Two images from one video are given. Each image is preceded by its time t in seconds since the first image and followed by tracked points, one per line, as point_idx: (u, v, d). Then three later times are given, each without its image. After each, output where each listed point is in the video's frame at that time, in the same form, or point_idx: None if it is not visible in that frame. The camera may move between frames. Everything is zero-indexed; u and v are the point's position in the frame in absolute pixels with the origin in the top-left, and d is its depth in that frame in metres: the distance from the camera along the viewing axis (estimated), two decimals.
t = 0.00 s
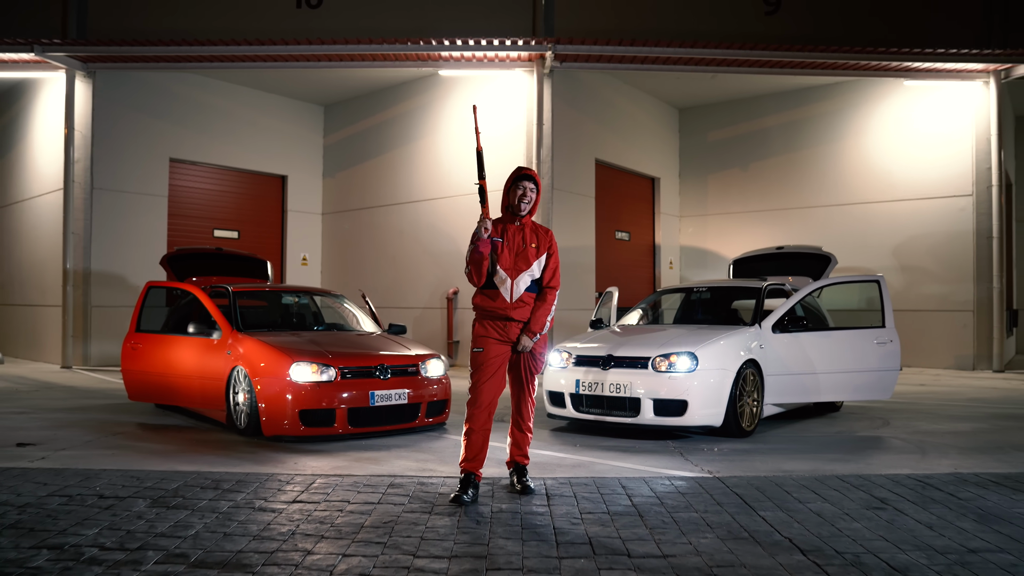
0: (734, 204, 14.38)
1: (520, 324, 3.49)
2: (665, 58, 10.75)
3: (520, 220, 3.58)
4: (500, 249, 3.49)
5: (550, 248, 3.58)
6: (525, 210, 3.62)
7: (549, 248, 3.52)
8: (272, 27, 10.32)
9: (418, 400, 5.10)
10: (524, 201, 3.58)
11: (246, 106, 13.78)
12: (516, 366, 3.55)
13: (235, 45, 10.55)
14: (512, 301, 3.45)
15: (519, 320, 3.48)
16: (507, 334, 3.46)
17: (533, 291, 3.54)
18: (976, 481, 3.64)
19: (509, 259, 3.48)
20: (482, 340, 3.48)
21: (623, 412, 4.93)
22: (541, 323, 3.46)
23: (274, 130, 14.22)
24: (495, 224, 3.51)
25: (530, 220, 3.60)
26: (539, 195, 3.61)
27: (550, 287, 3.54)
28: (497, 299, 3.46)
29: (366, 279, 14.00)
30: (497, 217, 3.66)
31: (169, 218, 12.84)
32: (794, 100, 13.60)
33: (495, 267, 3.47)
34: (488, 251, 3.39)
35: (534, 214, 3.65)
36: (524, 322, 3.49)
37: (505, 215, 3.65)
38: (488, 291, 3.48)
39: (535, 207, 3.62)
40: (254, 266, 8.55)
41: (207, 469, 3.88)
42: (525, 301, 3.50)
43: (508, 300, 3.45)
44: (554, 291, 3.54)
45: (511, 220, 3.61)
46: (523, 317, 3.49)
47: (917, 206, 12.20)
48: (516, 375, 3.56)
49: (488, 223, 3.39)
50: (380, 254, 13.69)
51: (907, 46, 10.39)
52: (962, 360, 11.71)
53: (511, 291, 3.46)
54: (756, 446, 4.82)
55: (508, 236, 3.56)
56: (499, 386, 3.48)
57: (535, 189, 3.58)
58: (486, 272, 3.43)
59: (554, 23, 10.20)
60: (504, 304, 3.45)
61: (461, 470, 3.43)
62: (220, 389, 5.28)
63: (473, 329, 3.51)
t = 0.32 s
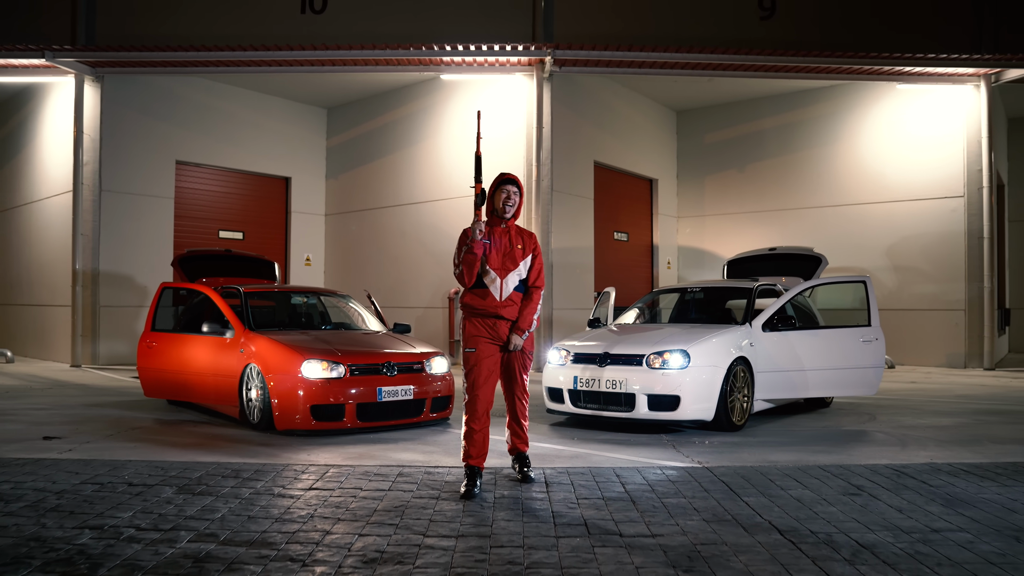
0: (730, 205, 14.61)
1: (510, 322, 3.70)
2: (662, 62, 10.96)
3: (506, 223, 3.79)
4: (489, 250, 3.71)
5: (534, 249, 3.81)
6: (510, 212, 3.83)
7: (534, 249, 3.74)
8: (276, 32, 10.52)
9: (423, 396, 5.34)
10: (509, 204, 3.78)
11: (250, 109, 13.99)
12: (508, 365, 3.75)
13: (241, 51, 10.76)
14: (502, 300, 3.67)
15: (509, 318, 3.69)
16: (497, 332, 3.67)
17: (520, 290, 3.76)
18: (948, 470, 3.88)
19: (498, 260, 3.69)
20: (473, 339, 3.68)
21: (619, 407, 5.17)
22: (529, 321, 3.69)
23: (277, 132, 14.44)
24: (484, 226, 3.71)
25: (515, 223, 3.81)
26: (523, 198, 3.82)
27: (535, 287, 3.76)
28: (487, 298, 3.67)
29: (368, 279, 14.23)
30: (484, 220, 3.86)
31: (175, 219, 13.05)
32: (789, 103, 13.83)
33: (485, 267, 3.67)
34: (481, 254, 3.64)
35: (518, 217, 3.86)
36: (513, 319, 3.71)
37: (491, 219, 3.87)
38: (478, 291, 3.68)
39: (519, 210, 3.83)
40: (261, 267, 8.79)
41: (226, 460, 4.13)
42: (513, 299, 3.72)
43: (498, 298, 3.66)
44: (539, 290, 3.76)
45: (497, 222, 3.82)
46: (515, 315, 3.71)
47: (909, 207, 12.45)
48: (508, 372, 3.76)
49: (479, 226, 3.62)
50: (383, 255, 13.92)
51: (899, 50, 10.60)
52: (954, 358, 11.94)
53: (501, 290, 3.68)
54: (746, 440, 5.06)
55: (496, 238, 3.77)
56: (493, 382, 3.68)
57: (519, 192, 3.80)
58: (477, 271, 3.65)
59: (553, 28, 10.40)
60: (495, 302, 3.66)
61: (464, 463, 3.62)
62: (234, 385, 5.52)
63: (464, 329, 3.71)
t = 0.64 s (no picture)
0: (727, 206, 14.83)
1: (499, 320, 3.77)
2: (660, 67, 11.14)
3: (494, 225, 3.89)
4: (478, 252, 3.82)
5: (522, 250, 3.89)
6: (499, 214, 3.92)
7: (521, 249, 3.82)
8: (279, 36, 10.67)
9: (429, 393, 5.57)
10: (496, 206, 3.87)
11: (253, 112, 14.19)
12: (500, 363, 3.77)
13: (245, 56, 10.93)
14: (489, 298, 3.76)
15: (497, 316, 3.76)
16: (485, 330, 3.75)
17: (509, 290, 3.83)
18: (927, 461, 4.10)
19: (486, 260, 3.79)
20: (464, 338, 3.80)
21: (617, 403, 5.39)
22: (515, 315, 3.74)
23: (280, 134, 14.64)
24: (473, 228, 3.84)
25: (504, 224, 3.88)
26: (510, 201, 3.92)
27: (523, 284, 3.85)
28: (475, 297, 3.77)
29: (371, 280, 14.45)
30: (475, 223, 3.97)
31: (181, 220, 13.24)
32: (786, 105, 14.04)
33: (473, 268, 3.78)
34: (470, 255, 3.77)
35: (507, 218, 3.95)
36: (501, 317, 3.77)
37: (481, 222, 3.96)
38: (467, 291, 3.79)
39: (508, 212, 3.93)
40: (268, 268, 9.00)
41: (244, 453, 4.35)
42: (502, 299, 3.80)
43: (486, 298, 3.75)
44: (527, 288, 3.84)
45: (486, 224, 3.92)
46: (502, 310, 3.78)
47: (903, 209, 12.68)
48: (500, 370, 3.77)
49: (468, 229, 3.77)
50: (386, 256, 14.12)
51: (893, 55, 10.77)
52: (947, 357, 12.15)
53: (488, 289, 3.77)
54: (738, 435, 5.28)
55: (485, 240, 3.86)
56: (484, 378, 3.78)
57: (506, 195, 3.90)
58: (467, 272, 3.77)
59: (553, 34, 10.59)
60: (483, 301, 3.75)
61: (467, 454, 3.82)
62: (246, 383, 5.73)
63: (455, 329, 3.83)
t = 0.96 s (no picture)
0: (724, 207, 15.06)
1: (496, 325, 3.82)
2: (659, 72, 11.33)
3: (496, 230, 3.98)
4: (478, 259, 3.95)
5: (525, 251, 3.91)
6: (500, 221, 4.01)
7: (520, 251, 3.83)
8: (284, 42, 10.87)
9: (434, 390, 5.79)
10: (494, 213, 3.97)
11: (257, 114, 14.40)
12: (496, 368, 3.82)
13: (251, 62, 11.13)
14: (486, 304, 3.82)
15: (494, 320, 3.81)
16: (483, 335, 3.84)
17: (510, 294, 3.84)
18: (907, 454, 4.33)
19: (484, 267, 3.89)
20: (466, 342, 3.93)
21: (614, 400, 5.61)
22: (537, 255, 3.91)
23: (284, 137, 14.85)
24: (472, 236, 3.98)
25: (505, 230, 4.00)
26: (510, 204, 4.01)
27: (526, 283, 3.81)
28: (473, 304, 3.86)
29: (374, 280, 14.67)
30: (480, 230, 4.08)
31: (187, 222, 13.46)
32: (782, 107, 14.25)
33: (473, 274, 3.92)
34: (467, 262, 3.89)
35: (509, 224, 4.04)
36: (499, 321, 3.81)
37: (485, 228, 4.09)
38: (467, 298, 3.89)
39: (508, 218, 4.01)
40: (274, 269, 9.22)
41: (259, 448, 4.57)
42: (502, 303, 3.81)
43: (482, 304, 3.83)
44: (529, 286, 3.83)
45: (488, 231, 4.04)
46: (507, 315, 3.80)
47: (896, 210, 12.90)
48: (496, 374, 3.82)
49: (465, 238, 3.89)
50: (389, 257, 14.34)
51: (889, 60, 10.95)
52: (940, 356, 12.38)
53: (486, 295, 3.84)
54: (730, 430, 5.51)
55: (486, 247, 4.01)
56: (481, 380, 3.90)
57: (503, 199, 3.98)
58: (465, 279, 3.89)
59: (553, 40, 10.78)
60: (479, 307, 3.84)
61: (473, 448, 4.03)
62: (258, 381, 5.96)
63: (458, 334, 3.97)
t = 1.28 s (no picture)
0: (722, 208, 15.27)
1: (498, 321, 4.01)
2: (657, 77, 11.53)
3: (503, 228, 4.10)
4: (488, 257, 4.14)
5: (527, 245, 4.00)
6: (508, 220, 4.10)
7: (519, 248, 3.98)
8: (289, 46, 11.07)
9: (437, 387, 6.00)
10: (499, 215, 4.06)
11: (261, 117, 14.60)
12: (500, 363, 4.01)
13: (256, 65, 11.33)
14: (489, 300, 4.03)
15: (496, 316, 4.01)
16: (487, 330, 4.05)
17: (512, 290, 4.01)
18: (890, 447, 4.54)
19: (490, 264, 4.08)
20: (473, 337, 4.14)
21: (611, 396, 5.82)
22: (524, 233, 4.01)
23: (287, 138, 15.06)
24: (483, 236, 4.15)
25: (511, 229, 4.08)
26: (515, 202, 4.07)
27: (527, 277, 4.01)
28: (480, 301, 4.09)
29: (376, 280, 14.87)
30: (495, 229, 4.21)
31: (192, 223, 13.68)
32: (779, 110, 14.45)
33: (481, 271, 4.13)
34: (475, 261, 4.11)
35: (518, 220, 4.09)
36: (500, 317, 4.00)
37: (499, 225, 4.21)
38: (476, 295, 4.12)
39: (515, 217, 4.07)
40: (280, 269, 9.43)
41: (270, 441, 4.78)
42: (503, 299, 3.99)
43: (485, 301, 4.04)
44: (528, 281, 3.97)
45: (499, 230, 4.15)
46: (505, 311, 3.97)
47: (891, 212, 13.10)
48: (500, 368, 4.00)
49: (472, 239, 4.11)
50: (391, 257, 14.55)
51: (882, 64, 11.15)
52: (933, 355, 12.58)
53: (490, 292, 4.04)
54: (723, 425, 5.72)
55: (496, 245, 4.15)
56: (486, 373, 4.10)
57: (506, 199, 4.05)
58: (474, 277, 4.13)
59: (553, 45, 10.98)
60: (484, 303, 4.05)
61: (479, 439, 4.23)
62: (267, 378, 6.17)
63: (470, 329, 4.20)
